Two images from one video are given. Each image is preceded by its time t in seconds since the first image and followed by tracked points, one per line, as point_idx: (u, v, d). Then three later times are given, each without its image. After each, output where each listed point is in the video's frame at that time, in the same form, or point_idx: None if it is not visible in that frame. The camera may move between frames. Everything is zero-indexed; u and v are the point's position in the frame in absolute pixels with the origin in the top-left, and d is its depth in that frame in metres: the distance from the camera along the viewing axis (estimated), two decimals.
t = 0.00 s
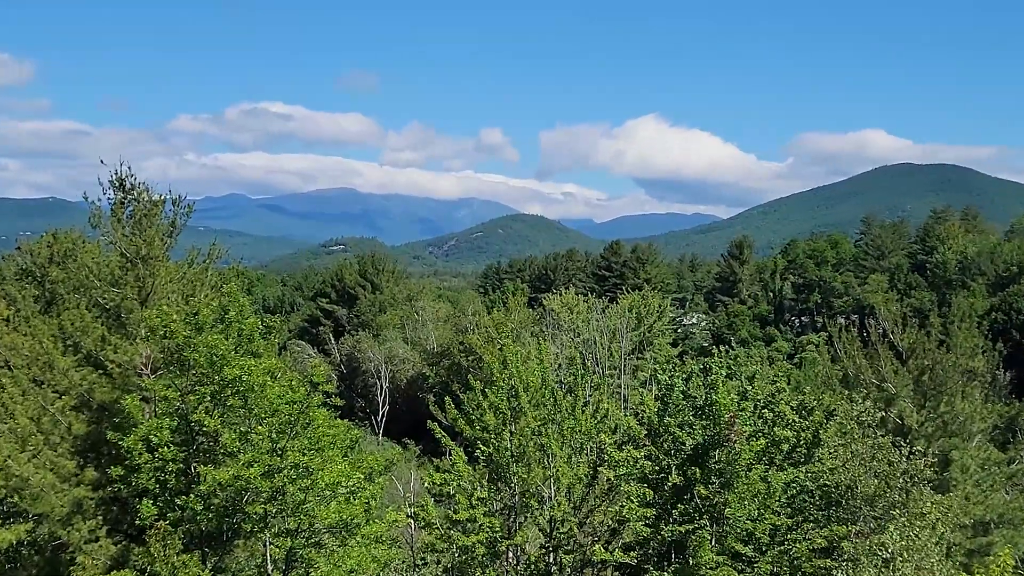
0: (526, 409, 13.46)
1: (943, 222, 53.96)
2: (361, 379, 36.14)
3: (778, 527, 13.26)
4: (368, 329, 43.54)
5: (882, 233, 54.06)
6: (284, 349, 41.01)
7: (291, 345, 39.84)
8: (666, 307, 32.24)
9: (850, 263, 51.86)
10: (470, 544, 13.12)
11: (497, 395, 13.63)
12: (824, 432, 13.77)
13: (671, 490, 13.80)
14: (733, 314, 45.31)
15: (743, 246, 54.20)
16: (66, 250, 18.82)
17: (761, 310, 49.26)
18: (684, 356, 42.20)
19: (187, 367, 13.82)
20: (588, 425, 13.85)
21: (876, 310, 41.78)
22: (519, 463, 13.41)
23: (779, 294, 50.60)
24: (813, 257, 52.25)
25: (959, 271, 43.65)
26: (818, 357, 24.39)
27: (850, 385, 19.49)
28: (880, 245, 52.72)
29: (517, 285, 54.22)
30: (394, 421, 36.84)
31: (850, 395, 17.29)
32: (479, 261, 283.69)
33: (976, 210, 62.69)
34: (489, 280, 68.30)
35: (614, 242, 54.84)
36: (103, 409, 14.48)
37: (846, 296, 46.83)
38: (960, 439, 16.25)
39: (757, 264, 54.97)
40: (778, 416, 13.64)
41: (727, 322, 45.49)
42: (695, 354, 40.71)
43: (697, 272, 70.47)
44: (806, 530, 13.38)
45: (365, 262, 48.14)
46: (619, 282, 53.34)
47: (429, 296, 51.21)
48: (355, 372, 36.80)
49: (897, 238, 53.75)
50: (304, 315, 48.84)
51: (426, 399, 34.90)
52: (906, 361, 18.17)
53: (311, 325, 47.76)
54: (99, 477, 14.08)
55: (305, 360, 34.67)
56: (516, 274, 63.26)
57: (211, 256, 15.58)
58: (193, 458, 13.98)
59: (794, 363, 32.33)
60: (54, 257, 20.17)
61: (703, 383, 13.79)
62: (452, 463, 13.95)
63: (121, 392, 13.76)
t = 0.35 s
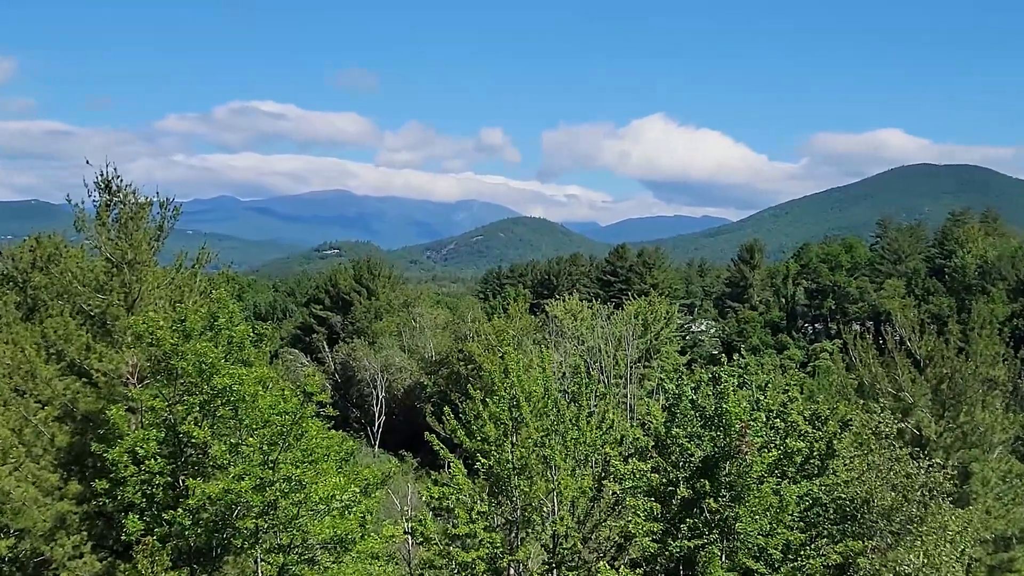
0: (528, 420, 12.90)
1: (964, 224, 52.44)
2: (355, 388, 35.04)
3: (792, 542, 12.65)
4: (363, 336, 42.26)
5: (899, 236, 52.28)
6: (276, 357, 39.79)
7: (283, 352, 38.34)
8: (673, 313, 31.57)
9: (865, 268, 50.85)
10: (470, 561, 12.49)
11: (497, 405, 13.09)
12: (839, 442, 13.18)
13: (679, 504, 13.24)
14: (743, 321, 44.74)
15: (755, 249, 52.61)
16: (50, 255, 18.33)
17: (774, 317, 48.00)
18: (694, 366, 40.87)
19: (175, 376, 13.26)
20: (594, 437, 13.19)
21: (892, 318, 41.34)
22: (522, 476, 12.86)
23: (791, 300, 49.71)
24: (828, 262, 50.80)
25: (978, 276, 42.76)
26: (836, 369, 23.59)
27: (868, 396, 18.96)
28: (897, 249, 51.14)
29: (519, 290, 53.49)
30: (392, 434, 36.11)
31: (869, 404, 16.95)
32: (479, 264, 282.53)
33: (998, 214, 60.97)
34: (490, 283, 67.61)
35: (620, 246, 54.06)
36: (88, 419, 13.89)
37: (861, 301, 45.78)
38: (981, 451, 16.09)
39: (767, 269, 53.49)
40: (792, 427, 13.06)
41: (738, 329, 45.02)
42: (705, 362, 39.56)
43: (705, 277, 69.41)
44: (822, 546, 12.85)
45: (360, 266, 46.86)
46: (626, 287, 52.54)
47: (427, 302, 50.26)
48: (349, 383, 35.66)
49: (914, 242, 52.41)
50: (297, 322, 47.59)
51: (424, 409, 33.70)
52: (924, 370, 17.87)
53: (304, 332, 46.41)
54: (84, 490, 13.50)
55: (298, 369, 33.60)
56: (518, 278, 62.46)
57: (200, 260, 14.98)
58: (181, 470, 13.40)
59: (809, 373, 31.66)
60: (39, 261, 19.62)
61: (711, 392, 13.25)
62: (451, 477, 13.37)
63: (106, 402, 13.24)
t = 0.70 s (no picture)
0: (533, 437, 11.89)
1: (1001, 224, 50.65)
2: (344, 405, 33.39)
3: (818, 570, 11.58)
4: (353, 347, 40.49)
5: (935, 238, 50.68)
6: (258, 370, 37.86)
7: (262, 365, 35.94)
8: (689, 322, 30.38)
9: (897, 272, 49.69)
10: None
11: (499, 422, 12.02)
12: (869, 461, 12.21)
13: (696, 528, 12.21)
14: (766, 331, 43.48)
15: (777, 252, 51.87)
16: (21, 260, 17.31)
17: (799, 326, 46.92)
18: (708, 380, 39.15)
19: (150, 391, 12.29)
20: (604, 456, 12.11)
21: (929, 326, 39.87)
22: (525, 499, 11.82)
23: (819, 308, 48.00)
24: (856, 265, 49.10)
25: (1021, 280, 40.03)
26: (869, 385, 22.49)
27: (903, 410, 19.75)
28: (932, 251, 49.54)
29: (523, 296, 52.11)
30: (384, 454, 34.79)
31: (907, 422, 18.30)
32: (481, 269, 281.33)
33: None
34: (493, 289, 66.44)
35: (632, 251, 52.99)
36: (55, 437, 12.81)
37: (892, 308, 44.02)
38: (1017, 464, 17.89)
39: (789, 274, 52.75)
40: (818, 446, 12.01)
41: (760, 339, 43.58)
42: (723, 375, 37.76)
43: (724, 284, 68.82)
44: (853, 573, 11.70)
45: (350, 272, 44.74)
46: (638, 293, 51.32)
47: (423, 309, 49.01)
48: (338, 397, 33.90)
49: (952, 244, 50.63)
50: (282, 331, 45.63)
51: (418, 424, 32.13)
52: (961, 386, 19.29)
53: (290, 343, 44.43)
54: (52, 514, 12.45)
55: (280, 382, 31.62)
56: (521, 285, 61.06)
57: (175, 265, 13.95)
58: (156, 493, 12.37)
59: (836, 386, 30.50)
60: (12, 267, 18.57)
61: (731, 408, 12.14)
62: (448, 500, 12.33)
63: (74, 419, 12.19)
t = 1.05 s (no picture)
0: (539, 462, 10.60)
1: None
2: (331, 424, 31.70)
3: None
4: (340, 362, 38.57)
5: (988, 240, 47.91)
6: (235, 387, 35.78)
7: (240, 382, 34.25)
8: (713, 334, 28.89)
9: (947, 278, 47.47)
10: None
11: (502, 445, 10.77)
12: (916, 489, 10.91)
13: (722, 565, 10.79)
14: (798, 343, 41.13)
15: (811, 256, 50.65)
16: None
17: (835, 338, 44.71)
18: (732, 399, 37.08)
19: (111, 412, 11.00)
20: (619, 484, 10.76)
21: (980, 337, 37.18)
22: (531, 532, 10.50)
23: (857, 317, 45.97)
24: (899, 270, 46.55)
25: None
26: (915, 404, 21.22)
27: (950, 432, 19.45)
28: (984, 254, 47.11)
29: (529, 305, 50.49)
30: (372, 480, 33.12)
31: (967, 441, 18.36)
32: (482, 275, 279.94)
33: None
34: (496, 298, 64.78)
35: (651, 255, 51.62)
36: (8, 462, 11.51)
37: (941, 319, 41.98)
38: None
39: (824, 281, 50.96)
40: (858, 470, 10.73)
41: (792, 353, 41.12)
42: (753, 393, 35.53)
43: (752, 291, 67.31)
44: None
45: (335, 278, 43.36)
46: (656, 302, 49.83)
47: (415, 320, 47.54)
48: (322, 418, 32.25)
49: (1006, 246, 48.12)
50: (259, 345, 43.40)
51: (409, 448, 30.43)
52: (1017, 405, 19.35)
53: (268, 357, 42.09)
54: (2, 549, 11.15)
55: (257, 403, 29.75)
56: (525, 293, 59.36)
57: (142, 270, 13.36)
58: (117, 525, 11.00)
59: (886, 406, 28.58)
60: None
61: (761, 429, 10.84)
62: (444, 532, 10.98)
63: (26, 443, 10.91)
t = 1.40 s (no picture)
0: (547, 487, 9.57)
1: None
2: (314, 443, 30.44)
3: None
4: (327, 377, 37.11)
5: None
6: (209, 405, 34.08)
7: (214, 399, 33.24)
8: (739, 345, 27.59)
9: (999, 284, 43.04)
10: None
11: (505, 467, 9.79)
12: (963, 517, 9.82)
13: None
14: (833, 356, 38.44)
15: (847, 259, 48.18)
16: None
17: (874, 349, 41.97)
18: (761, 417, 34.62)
19: (73, 432, 10.01)
20: (635, 510, 9.69)
21: None
22: (538, 565, 9.41)
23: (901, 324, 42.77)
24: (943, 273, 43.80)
25: None
26: (963, 424, 20.46)
27: (1001, 454, 18.44)
28: None
29: (534, 314, 49.31)
30: (362, 505, 31.78)
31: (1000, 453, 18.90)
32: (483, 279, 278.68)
33: None
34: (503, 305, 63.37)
35: (671, 259, 50.54)
36: None
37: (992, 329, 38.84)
38: None
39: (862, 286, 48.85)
40: (900, 497, 9.66)
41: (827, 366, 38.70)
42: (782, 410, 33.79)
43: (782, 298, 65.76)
44: None
45: (320, 285, 42.31)
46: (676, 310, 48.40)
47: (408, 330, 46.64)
48: (306, 438, 30.93)
49: None
50: (236, 357, 41.52)
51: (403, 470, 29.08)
52: None
53: (246, 372, 40.45)
54: None
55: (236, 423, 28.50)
56: (531, 300, 58.12)
57: (105, 276, 13.35)
58: (80, 557, 9.92)
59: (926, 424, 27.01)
60: None
61: (792, 450, 9.81)
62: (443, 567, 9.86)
63: None
